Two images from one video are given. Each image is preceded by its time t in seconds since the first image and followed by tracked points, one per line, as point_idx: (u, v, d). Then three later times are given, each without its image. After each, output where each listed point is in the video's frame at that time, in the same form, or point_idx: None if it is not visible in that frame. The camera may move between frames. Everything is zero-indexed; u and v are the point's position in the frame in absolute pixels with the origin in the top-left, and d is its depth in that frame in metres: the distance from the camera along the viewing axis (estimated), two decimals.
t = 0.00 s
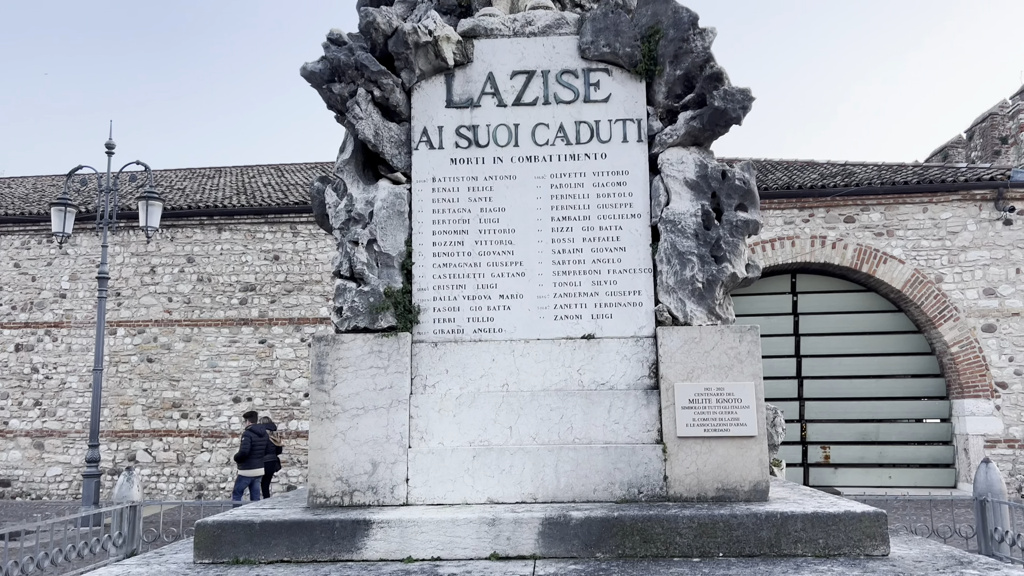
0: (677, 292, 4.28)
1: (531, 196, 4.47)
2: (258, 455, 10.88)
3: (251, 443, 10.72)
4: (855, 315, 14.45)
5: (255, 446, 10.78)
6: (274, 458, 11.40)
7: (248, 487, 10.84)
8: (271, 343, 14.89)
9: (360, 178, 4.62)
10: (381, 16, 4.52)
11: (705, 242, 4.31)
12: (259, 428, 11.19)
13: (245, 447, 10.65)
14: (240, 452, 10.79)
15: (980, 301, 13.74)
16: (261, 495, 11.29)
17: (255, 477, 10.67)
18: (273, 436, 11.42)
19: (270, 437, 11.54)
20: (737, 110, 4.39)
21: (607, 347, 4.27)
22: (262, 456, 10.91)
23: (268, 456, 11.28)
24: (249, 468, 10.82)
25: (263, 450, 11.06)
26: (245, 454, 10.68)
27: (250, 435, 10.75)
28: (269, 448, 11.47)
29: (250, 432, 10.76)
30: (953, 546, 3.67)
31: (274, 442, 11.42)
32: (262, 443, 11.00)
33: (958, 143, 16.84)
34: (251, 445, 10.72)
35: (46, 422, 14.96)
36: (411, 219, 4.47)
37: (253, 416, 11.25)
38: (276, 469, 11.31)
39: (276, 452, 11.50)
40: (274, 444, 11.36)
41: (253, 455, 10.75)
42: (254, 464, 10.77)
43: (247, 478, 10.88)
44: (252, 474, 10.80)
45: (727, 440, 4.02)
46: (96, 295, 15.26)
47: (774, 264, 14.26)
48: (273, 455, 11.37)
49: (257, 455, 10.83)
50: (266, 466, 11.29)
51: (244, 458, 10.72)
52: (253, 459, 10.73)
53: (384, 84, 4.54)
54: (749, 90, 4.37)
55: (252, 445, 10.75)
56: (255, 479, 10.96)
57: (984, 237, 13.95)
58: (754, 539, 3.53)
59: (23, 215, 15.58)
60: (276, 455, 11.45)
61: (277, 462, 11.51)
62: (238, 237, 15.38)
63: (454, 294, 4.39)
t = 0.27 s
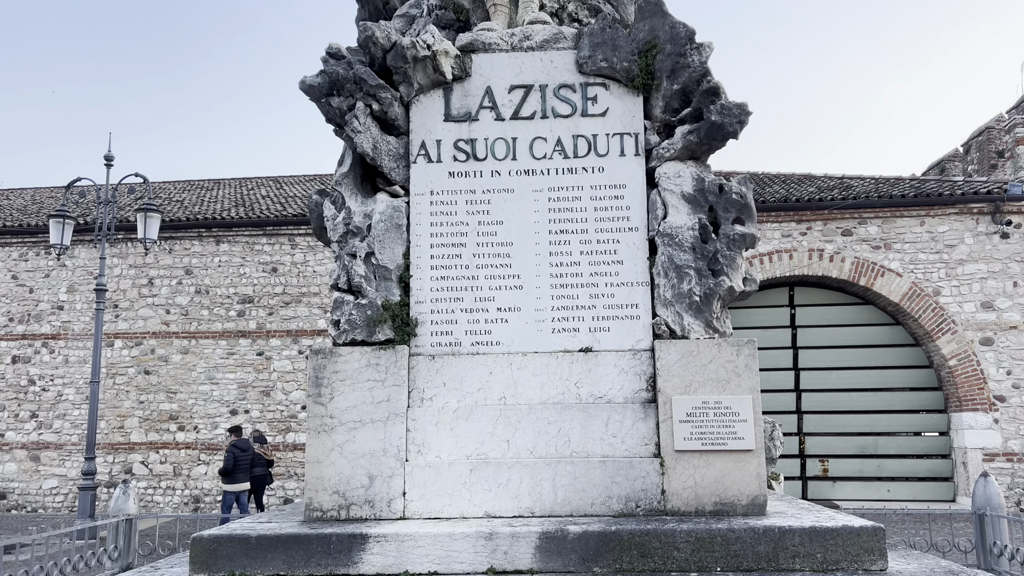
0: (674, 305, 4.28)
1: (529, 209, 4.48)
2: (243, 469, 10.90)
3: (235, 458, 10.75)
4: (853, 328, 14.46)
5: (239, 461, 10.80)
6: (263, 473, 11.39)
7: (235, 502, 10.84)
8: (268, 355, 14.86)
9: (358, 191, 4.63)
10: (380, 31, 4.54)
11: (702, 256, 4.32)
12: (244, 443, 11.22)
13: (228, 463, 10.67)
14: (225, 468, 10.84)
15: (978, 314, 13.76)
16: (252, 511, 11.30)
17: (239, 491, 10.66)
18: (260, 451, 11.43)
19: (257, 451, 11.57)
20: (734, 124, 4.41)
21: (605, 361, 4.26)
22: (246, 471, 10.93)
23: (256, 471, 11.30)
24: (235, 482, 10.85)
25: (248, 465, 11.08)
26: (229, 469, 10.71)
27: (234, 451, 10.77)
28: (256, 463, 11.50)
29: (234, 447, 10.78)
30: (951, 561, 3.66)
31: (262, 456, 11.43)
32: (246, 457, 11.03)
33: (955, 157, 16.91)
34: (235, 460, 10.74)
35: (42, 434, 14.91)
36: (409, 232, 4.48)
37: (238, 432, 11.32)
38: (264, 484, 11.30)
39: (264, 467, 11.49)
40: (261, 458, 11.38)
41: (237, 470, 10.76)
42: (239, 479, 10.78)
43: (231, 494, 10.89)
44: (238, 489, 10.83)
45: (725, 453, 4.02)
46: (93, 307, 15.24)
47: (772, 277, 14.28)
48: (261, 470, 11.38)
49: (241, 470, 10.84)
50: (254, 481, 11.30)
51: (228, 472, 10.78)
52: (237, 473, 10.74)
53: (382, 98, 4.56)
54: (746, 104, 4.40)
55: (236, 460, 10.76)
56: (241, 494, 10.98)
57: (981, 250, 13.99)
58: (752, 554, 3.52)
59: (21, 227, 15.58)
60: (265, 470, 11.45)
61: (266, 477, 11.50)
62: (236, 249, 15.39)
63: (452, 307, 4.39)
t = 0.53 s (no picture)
0: (672, 315, 4.28)
1: (527, 219, 4.49)
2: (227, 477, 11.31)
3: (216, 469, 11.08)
4: (851, 338, 14.47)
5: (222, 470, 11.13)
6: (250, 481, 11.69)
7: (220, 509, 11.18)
8: (266, 364, 14.84)
9: (357, 201, 4.64)
10: (379, 41, 4.55)
11: (700, 266, 4.32)
12: (229, 451, 11.60)
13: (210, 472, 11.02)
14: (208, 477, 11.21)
15: (976, 325, 13.77)
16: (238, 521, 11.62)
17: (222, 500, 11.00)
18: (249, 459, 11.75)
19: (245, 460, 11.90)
20: (731, 135, 4.43)
21: (603, 371, 4.26)
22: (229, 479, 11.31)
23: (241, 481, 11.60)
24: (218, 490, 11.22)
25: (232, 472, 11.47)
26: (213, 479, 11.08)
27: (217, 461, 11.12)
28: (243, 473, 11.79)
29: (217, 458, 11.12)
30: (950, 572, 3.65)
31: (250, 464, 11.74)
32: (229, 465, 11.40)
33: (952, 167, 16.96)
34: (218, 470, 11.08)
35: (39, 443, 14.87)
36: (407, 242, 4.49)
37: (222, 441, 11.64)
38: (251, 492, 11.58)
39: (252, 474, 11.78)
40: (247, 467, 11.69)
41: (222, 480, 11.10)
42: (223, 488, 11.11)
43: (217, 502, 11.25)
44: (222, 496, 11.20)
45: (723, 464, 4.02)
46: (91, 316, 15.23)
47: (770, 286, 14.29)
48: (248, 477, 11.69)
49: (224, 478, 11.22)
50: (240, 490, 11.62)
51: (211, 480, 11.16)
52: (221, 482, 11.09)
53: (381, 108, 4.58)
54: (743, 115, 4.42)
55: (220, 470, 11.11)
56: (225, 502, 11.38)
57: (978, 260, 14.01)
58: (749, 565, 3.51)
59: (19, 235, 15.58)
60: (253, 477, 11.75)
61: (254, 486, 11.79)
62: (234, 258, 15.40)
63: (450, 317, 4.39)
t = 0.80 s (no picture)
0: (671, 322, 4.29)
1: (526, 227, 4.49)
2: (215, 485, 11.55)
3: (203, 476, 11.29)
4: (849, 346, 14.47)
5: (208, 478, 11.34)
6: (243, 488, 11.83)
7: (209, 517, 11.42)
8: (265, 371, 14.83)
9: (356, 208, 4.64)
10: (379, 49, 4.57)
11: (699, 274, 4.33)
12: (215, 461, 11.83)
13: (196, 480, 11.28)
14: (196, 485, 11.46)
15: (974, 333, 13.78)
16: (231, 529, 11.75)
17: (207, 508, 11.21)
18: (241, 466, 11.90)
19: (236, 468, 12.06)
20: (730, 143, 4.44)
21: (601, 378, 4.26)
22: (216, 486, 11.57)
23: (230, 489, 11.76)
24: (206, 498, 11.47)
25: (221, 480, 11.72)
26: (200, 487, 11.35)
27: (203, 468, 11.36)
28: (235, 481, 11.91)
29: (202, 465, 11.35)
30: None
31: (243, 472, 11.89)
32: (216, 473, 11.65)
33: (950, 175, 17.00)
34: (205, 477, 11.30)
35: (36, 450, 14.83)
36: (406, 250, 4.50)
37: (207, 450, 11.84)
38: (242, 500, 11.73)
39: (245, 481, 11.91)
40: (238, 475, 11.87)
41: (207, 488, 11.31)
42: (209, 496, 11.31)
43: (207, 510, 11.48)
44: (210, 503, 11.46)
45: (722, 472, 4.02)
46: (90, 323, 15.22)
47: (769, 294, 14.30)
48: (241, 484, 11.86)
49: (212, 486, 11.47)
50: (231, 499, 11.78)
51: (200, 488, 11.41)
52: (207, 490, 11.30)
53: (381, 116, 4.59)
54: (741, 124, 4.43)
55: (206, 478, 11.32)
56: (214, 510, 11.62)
57: (977, 268, 14.03)
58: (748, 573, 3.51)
59: (18, 242, 15.58)
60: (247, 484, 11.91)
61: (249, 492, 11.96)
62: (233, 265, 15.39)
63: (449, 324, 4.39)
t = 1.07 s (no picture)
0: (670, 328, 4.29)
1: (525, 233, 4.50)
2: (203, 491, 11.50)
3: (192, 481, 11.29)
4: (848, 352, 14.48)
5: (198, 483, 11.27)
6: (237, 495, 11.79)
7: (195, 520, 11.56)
8: (263, 376, 14.81)
9: (355, 214, 4.64)
10: (378, 55, 4.58)
11: (697, 280, 4.34)
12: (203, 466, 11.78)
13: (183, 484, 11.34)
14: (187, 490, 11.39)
15: (973, 339, 13.78)
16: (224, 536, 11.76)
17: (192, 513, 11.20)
18: (237, 473, 11.83)
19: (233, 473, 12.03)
20: (728, 150, 4.45)
21: (600, 384, 4.26)
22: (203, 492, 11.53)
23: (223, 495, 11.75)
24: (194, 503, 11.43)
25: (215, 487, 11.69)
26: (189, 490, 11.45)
27: (193, 473, 11.38)
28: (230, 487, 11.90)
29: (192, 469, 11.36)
30: None
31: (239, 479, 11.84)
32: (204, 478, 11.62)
33: (948, 182, 17.03)
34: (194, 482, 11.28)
35: (34, 455, 14.80)
36: (405, 255, 4.50)
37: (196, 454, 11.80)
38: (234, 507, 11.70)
39: (240, 488, 11.90)
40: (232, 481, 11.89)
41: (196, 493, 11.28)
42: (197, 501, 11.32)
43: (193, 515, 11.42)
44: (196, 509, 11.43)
45: (720, 478, 4.02)
46: (88, 327, 15.21)
47: (768, 300, 14.31)
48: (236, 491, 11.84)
49: (201, 491, 11.50)
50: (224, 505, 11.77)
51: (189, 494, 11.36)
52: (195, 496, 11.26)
53: (381, 121, 4.60)
54: (740, 130, 4.44)
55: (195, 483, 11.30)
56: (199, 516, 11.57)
57: (975, 274, 14.05)
58: None
59: (17, 247, 15.58)
60: (242, 491, 11.89)
61: (243, 499, 11.99)
62: (232, 270, 15.39)
63: (447, 329, 4.39)
